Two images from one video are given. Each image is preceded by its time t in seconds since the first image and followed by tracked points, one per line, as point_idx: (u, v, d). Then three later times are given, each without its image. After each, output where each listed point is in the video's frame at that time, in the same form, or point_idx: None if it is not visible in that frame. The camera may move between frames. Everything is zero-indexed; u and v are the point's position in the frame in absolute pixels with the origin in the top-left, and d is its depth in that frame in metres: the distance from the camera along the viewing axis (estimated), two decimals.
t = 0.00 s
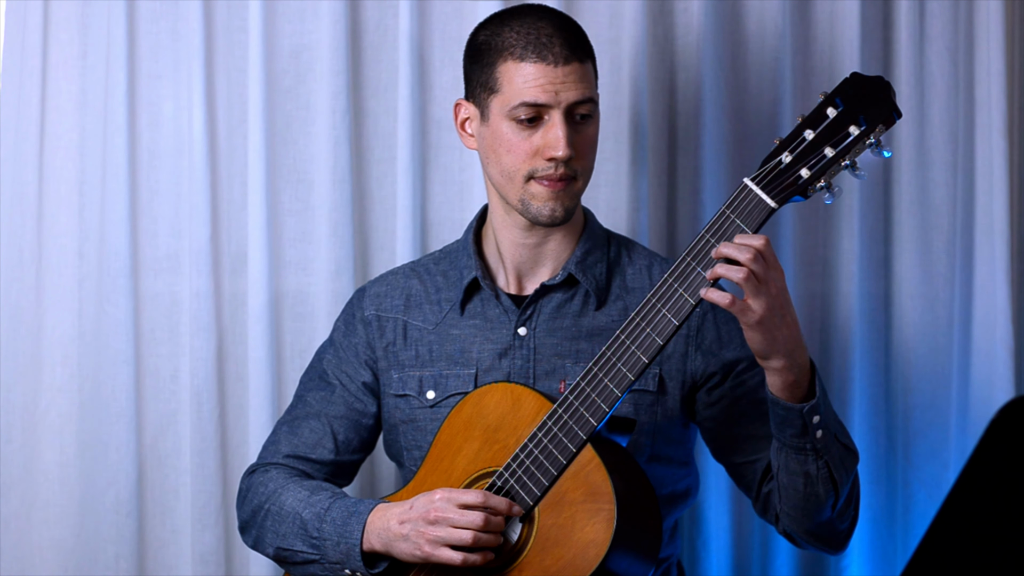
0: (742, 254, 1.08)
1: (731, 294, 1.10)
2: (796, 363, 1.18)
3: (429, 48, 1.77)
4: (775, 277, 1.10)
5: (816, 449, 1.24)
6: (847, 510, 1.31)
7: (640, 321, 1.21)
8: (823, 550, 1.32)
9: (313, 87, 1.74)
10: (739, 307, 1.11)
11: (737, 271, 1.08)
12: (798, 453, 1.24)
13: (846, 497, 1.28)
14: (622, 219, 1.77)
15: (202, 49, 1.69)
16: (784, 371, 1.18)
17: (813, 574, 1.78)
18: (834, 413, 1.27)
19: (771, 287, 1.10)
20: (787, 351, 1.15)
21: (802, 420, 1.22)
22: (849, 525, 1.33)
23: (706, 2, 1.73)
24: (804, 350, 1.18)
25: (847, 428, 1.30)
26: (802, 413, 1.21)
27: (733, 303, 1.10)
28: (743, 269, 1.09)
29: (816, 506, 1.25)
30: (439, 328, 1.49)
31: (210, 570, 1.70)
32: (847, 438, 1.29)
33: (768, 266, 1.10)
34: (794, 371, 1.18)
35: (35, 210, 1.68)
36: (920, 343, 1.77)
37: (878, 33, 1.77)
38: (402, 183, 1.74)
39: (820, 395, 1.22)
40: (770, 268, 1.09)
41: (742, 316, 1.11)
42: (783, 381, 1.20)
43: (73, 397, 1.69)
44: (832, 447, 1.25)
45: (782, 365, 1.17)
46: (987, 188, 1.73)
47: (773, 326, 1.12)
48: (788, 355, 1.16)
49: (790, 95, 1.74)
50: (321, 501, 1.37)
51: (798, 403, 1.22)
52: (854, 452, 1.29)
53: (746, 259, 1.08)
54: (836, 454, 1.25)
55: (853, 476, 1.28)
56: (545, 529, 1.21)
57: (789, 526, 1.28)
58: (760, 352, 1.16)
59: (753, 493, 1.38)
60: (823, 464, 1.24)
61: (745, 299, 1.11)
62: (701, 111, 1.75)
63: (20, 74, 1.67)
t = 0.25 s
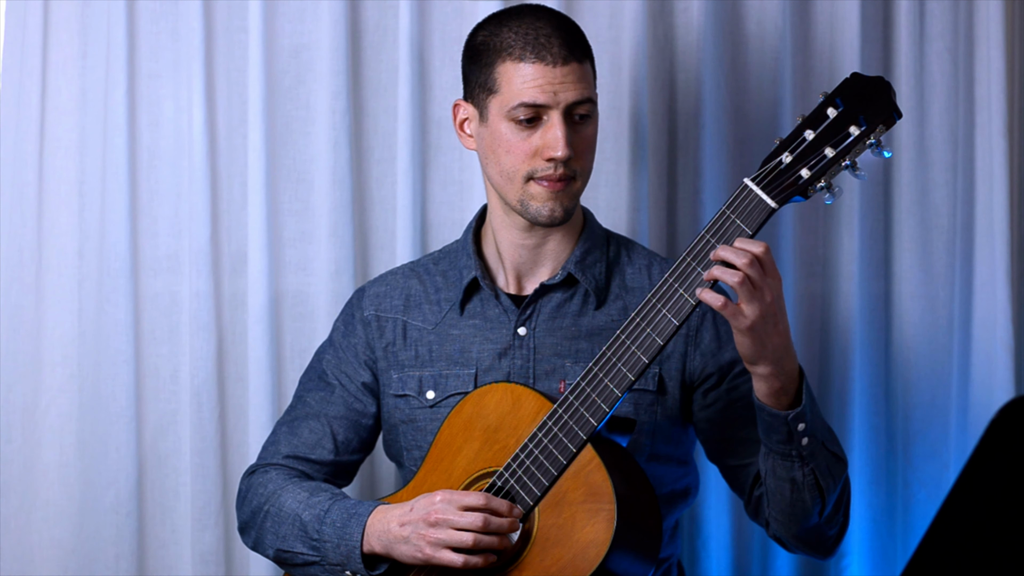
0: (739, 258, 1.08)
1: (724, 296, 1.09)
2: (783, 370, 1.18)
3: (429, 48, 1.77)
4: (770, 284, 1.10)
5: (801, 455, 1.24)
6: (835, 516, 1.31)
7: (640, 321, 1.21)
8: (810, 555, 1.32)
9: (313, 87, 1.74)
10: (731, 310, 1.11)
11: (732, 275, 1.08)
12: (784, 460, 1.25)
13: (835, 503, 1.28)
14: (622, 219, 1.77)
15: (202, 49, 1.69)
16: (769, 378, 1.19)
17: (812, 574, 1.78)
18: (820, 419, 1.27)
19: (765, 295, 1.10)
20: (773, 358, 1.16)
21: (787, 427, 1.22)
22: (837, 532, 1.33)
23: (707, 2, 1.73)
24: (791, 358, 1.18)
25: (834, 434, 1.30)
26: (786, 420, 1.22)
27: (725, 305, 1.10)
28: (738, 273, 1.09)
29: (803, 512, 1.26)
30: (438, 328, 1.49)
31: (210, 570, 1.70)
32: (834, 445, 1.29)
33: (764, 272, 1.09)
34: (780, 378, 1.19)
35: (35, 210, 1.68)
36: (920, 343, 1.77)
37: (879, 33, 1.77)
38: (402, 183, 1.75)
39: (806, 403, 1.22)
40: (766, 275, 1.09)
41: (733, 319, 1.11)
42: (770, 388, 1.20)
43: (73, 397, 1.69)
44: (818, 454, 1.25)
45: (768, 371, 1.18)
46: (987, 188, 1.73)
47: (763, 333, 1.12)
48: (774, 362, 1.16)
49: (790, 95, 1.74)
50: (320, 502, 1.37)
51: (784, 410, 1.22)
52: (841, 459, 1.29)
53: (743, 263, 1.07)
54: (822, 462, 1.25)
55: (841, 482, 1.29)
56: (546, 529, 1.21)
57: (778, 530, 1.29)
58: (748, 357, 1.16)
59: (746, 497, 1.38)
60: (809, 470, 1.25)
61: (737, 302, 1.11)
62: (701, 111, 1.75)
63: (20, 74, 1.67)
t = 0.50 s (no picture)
0: (710, 298, 1.08)
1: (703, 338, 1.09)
2: (767, 398, 1.19)
3: (429, 48, 1.77)
4: (746, 319, 1.10)
5: (786, 478, 1.25)
6: (824, 528, 1.32)
7: (638, 321, 1.21)
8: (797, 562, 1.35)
9: (313, 86, 1.74)
10: (712, 351, 1.11)
11: (705, 316, 1.08)
12: (769, 482, 1.25)
13: (823, 516, 1.30)
14: (622, 219, 1.77)
15: (202, 49, 1.70)
16: (751, 406, 1.20)
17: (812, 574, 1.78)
18: (808, 439, 1.27)
19: (742, 330, 1.10)
20: (756, 388, 1.17)
21: (770, 452, 1.23)
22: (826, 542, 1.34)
23: (707, 2, 1.73)
24: (775, 383, 1.19)
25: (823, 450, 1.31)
26: (770, 446, 1.22)
27: (705, 348, 1.10)
28: (711, 313, 1.09)
29: (791, 531, 1.27)
30: (437, 328, 1.49)
31: (209, 570, 1.70)
32: (821, 462, 1.29)
33: (738, 308, 1.10)
34: (766, 404, 1.20)
35: (34, 210, 1.68)
36: (920, 343, 1.77)
37: (878, 33, 1.77)
38: (402, 183, 1.75)
39: (789, 429, 1.23)
40: (740, 311, 1.10)
41: (715, 360, 1.12)
42: (755, 415, 1.21)
43: (73, 396, 1.69)
44: (803, 475, 1.26)
45: (753, 400, 1.19)
46: (987, 188, 1.73)
47: (744, 368, 1.13)
48: (757, 390, 1.18)
49: (790, 95, 1.73)
50: (318, 502, 1.37)
51: (767, 436, 1.23)
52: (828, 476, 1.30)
53: (714, 303, 1.07)
54: (807, 482, 1.26)
55: (829, 498, 1.29)
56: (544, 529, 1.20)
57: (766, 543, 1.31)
58: (732, 389, 1.17)
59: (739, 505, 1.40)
60: (795, 492, 1.26)
61: (717, 343, 1.11)
62: (701, 111, 1.75)
63: (20, 74, 1.67)
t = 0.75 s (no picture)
0: (716, 301, 1.09)
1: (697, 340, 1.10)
2: (741, 401, 1.22)
3: (429, 48, 1.76)
4: (740, 330, 1.12)
5: (761, 479, 1.28)
6: (801, 531, 1.34)
7: (635, 324, 1.20)
8: (775, 564, 1.36)
9: (313, 86, 1.74)
10: (700, 355, 1.12)
11: (704, 319, 1.10)
12: (744, 482, 1.28)
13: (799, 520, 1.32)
14: (622, 219, 1.77)
15: (202, 49, 1.69)
16: (724, 404, 1.23)
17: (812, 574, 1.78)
18: (785, 443, 1.30)
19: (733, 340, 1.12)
20: (731, 392, 1.20)
21: (745, 453, 1.26)
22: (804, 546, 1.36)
23: (707, 2, 1.73)
24: (751, 390, 1.22)
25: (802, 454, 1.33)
26: (745, 446, 1.25)
27: (699, 349, 1.11)
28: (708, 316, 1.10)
29: (765, 531, 1.30)
30: (424, 328, 1.49)
31: (210, 570, 1.70)
32: (799, 466, 1.32)
33: (737, 309, 1.11)
34: (739, 407, 1.23)
35: (34, 210, 1.68)
36: (920, 343, 1.77)
37: (879, 33, 1.77)
38: (402, 182, 1.75)
39: (766, 429, 1.25)
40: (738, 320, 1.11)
41: (704, 360, 1.13)
42: (728, 415, 1.24)
43: (73, 397, 1.69)
44: (779, 476, 1.28)
45: (726, 401, 1.22)
46: (987, 188, 1.73)
47: (724, 372, 1.16)
48: (732, 393, 1.20)
49: (790, 95, 1.73)
50: (295, 511, 1.36)
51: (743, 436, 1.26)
52: (805, 479, 1.32)
53: (718, 308, 1.09)
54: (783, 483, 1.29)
55: (805, 501, 1.32)
56: (544, 534, 1.20)
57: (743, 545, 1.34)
58: (708, 389, 1.20)
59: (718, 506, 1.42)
60: (770, 492, 1.29)
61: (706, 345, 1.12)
62: (702, 111, 1.75)
63: (20, 74, 1.67)
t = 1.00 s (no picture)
0: (679, 349, 1.10)
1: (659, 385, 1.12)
2: (712, 436, 1.23)
3: (429, 48, 1.76)
4: (703, 373, 1.13)
5: (731, 506, 1.28)
6: (776, 547, 1.34)
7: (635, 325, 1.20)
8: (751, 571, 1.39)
9: (313, 86, 1.74)
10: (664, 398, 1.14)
11: (668, 366, 1.11)
12: (714, 507, 1.29)
13: (772, 537, 1.32)
14: (622, 219, 1.77)
15: (202, 49, 1.69)
16: (693, 439, 1.24)
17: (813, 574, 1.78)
18: (757, 468, 1.29)
19: (696, 383, 1.14)
20: (700, 429, 1.22)
21: (713, 484, 1.26)
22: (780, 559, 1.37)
23: (707, 2, 1.73)
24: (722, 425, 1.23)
25: (777, 478, 1.32)
26: (712, 477, 1.26)
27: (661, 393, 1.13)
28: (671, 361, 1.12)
29: (735, 549, 1.32)
30: (424, 325, 1.49)
31: (209, 570, 1.70)
32: (772, 491, 1.31)
33: (698, 349, 1.13)
34: (710, 441, 1.24)
35: (34, 210, 1.68)
36: (920, 343, 1.77)
37: (879, 33, 1.77)
38: (402, 182, 1.74)
39: (733, 462, 1.25)
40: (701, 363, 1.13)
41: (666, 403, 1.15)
42: (699, 447, 1.25)
43: (73, 397, 1.69)
44: (749, 503, 1.29)
45: (697, 435, 1.23)
46: (987, 188, 1.73)
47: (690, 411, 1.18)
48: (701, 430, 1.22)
49: (790, 95, 1.73)
50: (305, 496, 1.37)
51: (710, 468, 1.27)
52: (779, 505, 1.31)
53: (681, 355, 1.10)
54: (752, 510, 1.29)
55: (778, 523, 1.31)
56: (542, 534, 1.20)
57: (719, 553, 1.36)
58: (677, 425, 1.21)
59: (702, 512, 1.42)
60: (740, 517, 1.29)
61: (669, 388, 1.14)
62: (702, 112, 1.75)
63: (20, 74, 1.67)
